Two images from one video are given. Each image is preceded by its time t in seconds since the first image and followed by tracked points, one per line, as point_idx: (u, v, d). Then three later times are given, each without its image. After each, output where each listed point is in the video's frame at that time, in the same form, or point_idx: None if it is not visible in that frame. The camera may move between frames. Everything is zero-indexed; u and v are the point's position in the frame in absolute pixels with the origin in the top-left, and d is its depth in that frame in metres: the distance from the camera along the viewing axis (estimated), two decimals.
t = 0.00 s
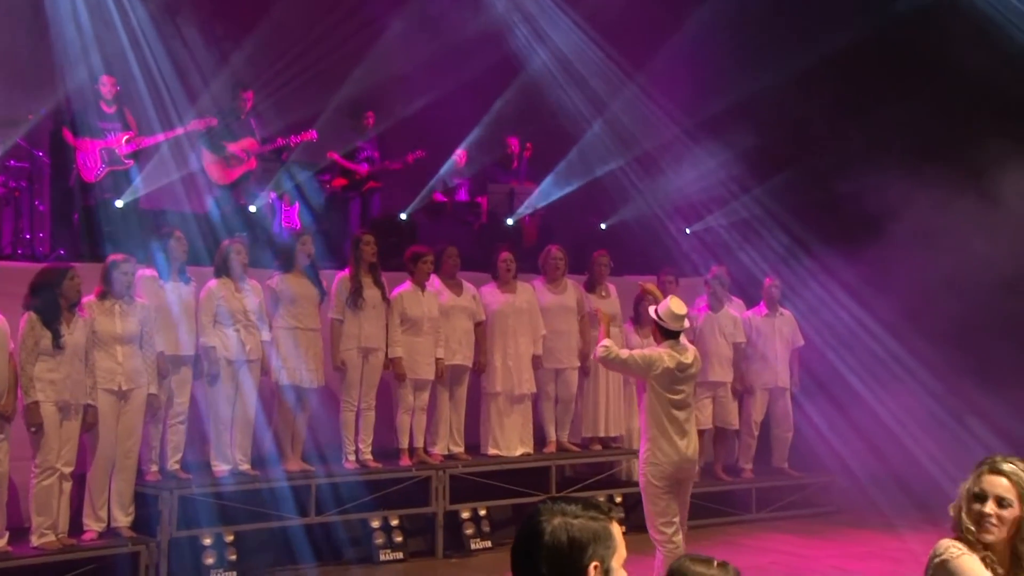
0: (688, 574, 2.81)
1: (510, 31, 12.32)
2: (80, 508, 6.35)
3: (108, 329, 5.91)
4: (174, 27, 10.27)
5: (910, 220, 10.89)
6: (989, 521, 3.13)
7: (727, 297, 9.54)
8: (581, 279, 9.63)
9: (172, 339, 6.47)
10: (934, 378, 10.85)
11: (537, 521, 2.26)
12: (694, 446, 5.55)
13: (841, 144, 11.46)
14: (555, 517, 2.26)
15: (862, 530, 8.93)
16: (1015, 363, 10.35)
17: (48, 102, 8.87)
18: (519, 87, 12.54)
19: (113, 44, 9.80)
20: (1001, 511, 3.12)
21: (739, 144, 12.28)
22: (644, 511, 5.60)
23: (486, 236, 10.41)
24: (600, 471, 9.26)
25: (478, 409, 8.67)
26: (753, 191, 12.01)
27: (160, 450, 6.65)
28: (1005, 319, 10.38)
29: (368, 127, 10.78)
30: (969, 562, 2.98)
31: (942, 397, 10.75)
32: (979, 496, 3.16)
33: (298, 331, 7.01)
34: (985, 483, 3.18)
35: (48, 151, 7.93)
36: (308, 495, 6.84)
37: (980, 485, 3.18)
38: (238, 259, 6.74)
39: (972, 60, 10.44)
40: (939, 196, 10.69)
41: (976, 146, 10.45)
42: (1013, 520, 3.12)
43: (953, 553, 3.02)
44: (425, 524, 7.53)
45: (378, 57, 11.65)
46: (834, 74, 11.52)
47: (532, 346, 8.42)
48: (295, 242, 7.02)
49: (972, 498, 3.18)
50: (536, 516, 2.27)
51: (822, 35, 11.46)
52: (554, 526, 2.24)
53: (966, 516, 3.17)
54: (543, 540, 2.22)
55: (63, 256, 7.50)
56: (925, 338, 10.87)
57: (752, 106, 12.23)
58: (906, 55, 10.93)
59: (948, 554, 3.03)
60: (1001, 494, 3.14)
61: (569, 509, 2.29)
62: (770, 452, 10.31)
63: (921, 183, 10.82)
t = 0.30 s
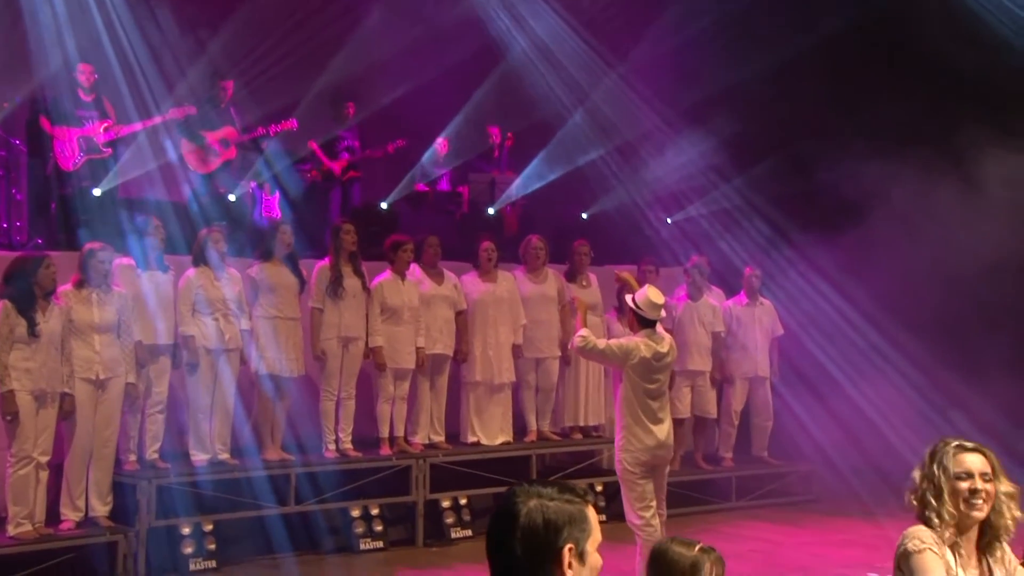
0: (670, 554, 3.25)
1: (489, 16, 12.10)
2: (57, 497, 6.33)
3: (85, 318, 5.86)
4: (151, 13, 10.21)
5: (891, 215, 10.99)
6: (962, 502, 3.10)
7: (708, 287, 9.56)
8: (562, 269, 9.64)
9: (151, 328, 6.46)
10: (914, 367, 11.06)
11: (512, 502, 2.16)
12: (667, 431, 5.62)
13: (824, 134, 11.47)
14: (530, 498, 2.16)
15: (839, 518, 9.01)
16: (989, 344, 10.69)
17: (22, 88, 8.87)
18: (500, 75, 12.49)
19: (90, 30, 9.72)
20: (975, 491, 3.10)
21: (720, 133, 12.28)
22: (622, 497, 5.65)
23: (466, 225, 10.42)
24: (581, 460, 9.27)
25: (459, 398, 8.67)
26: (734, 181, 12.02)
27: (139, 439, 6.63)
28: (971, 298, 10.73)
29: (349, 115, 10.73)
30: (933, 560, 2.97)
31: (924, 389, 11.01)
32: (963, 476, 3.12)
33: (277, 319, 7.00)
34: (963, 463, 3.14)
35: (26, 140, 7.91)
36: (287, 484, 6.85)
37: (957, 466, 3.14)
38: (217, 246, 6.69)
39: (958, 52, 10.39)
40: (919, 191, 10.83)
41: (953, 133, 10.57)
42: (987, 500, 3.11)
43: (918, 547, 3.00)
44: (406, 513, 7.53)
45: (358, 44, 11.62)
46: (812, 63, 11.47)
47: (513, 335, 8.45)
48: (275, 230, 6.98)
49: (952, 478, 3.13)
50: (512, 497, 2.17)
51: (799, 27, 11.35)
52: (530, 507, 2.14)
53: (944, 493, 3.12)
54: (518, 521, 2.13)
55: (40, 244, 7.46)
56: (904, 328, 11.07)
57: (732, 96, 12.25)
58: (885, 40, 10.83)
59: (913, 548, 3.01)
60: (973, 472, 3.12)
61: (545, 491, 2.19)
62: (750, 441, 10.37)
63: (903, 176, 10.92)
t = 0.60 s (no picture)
0: (665, 526, 3.28)
1: None
2: (33, 480, 6.31)
3: (60, 301, 5.83)
4: None
5: (871, 199, 11.02)
6: (949, 482, 3.08)
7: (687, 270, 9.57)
8: (542, 252, 9.63)
9: (128, 311, 6.44)
10: (889, 348, 11.15)
11: (484, 475, 2.07)
12: (643, 412, 5.66)
13: (804, 118, 11.46)
14: (503, 472, 2.06)
15: (817, 500, 9.07)
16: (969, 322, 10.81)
17: None
18: (480, 56, 12.44)
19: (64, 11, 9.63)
20: (958, 469, 3.10)
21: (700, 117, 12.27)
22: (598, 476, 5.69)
23: (446, 208, 10.42)
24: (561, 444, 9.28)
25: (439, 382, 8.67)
26: (713, 165, 12.04)
27: (117, 422, 6.60)
28: (947, 275, 10.80)
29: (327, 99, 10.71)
30: (906, 544, 2.94)
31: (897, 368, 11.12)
32: (948, 453, 3.10)
33: (256, 303, 6.97)
34: (945, 440, 3.12)
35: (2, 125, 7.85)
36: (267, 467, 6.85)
37: (934, 441, 3.11)
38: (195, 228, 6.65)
39: (940, 34, 10.32)
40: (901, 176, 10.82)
41: (931, 112, 10.54)
42: (966, 477, 3.13)
43: (891, 532, 2.98)
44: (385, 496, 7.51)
45: (334, 26, 11.65)
46: (793, 46, 11.47)
47: (492, 318, 8.46)
48: (253, 214, 6.95)
49: (942, 455, 3.09)
50: (486, 471, 2.07)
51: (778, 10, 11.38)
52: (503, 481, 2.04)
53: (925, 473, 3.09)
54: (492, 495, 2.03)
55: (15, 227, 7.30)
56: (878, 307, 11.15)
57: (710, 80, 12.28)
58: (864, 21, 10.82)
59: (886, 532, 2.98)
60: (957, 451, 3.11)
61: (519, 465, 2.09)
62: (729, 424, 10.42)
63: (883, 160, 10.96)
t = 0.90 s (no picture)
0: (653, 500, 3.19)
1: None
2: (9, 461, 6.28)
3: (34, 281, 5.80)
4: None
5: (852, 181, 11.03)
6: (932, 464, 3.04)
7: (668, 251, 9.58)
8: (523, 233, 9.61)
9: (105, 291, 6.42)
10: (874, 334, 11.23)
11: (456, 447, 2.04)
12: (620, 390, 5.69)
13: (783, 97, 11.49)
14: (475, 443, 2.04)
15: (796, 480, 9.12)
16: (958, 314, 10.92)
17: None
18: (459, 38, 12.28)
19: None
20: (941, 450, 3.06)
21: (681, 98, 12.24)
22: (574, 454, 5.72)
23: (428, 187, 10.38)
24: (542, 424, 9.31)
25: (420, 363, 8.68)
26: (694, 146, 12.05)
27: (94, 403, 6.58)
28: (932, 258, 10.87)
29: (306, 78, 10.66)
30: (888, 522, 2.95)
31: (882, 354, 11.23)
32: (931, 434, 3.05)
33: (234, 283, 6.94)
34: (926, 419, 3.06)
35: None
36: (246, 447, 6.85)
37: (914, 422, 3.05)
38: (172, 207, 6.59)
39: (919, 16, 10.50)
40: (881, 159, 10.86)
41: (911, 90, 10.61)
42: (948, 458, 3.09)
43: (870, 513, 2.97)
44: (365, 476, 7.51)
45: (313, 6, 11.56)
46: (773, 26, 11.54)
47: (473, 299, 8.45)
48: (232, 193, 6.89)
49: (924, 436, 3.04)
50: (457, 443, 2.05)
51: None
52: (473, 452, 2.01)
53: (908, 455, 3.02)
54: (463, 466, 2.01)
55: None
56: (866, 295, 11.19)
57: (690, 60, 12.28)
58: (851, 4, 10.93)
59: (866, 514, 2.98)
60: (938, 431, 3.06)
61: (490, 436, 2.07)
62: (709, 404, 10.46)
63: (863, 142, 10.98)
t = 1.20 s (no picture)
0: (629, 473, 2.95)
1: None
2: None
3: (10, 259, 5.77)
4: None
5: (835, 162, 11.04)
6: (924, 448, 2.93)
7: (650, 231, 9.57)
8: (505, 212, 9.59)
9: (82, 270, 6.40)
10: (857, 314, 11.32)
11: (433, 412, 2.03)
12: (602, 369, 5.70)
13: (766, 78, 11.46)
14: (452, 409, 2.02)
15: (776, 458, 9.18)
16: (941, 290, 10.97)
17: None
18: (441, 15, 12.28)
19: None
20: (933, 435, 2.95)
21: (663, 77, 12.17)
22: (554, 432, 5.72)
23: (409, 167, 10.35)
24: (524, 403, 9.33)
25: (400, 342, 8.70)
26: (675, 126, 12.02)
27: (72, 382, 6.56)
28: (916, 237, 10.93)
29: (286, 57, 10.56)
30: (883, 506, 2.82)
31: (864, 334, 11.32)
32: (925, 418, 2.94)
33: (213, 262, 6.91)
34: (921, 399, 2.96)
35: None
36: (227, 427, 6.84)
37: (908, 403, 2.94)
38: (150, 186, 6.53)
39: None
40: (864, 141, 10.85)
41: (895, 68, 10.54)
42: (939, 442, 2.98)
43: (865, 496, 2.85)
44: (345, 456, 7.51)
45: None
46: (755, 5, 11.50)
47: (454, 279, 8.44)
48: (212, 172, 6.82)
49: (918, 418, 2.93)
50: (434, 407, 2.04)
51: None
52: (451, 418, 2.00)
53: (901, 437, 2.92)
54: (438, 432, 2.00)
55: None
56: (852, 280, 11.27)
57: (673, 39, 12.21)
58: None
59: (861, 497, 2.85)
60: (932, 416, 2.95)
61: (467, 403, 2.05)
62: (690, 383, 10.50)
63: (846, 122, 10.96)
